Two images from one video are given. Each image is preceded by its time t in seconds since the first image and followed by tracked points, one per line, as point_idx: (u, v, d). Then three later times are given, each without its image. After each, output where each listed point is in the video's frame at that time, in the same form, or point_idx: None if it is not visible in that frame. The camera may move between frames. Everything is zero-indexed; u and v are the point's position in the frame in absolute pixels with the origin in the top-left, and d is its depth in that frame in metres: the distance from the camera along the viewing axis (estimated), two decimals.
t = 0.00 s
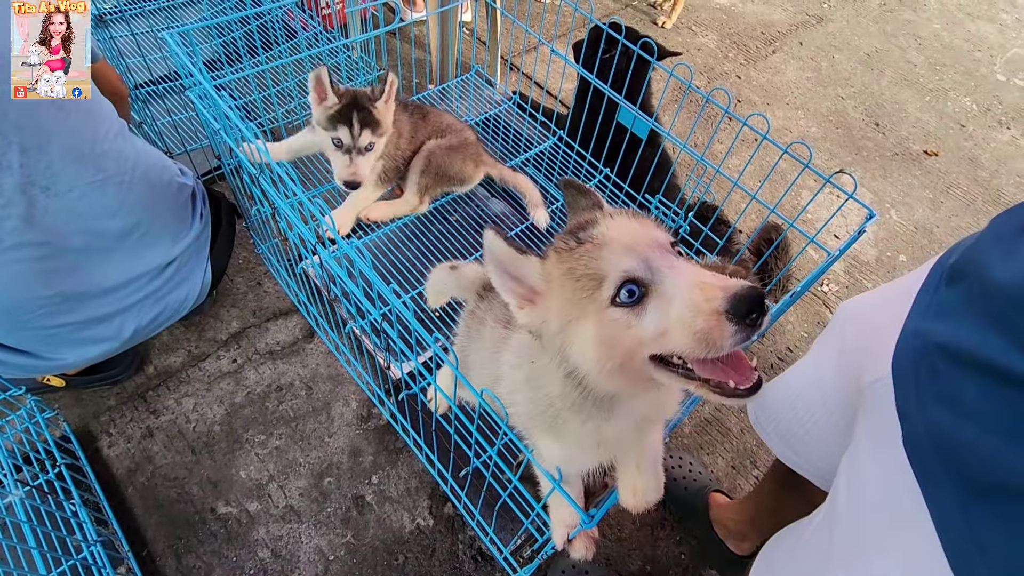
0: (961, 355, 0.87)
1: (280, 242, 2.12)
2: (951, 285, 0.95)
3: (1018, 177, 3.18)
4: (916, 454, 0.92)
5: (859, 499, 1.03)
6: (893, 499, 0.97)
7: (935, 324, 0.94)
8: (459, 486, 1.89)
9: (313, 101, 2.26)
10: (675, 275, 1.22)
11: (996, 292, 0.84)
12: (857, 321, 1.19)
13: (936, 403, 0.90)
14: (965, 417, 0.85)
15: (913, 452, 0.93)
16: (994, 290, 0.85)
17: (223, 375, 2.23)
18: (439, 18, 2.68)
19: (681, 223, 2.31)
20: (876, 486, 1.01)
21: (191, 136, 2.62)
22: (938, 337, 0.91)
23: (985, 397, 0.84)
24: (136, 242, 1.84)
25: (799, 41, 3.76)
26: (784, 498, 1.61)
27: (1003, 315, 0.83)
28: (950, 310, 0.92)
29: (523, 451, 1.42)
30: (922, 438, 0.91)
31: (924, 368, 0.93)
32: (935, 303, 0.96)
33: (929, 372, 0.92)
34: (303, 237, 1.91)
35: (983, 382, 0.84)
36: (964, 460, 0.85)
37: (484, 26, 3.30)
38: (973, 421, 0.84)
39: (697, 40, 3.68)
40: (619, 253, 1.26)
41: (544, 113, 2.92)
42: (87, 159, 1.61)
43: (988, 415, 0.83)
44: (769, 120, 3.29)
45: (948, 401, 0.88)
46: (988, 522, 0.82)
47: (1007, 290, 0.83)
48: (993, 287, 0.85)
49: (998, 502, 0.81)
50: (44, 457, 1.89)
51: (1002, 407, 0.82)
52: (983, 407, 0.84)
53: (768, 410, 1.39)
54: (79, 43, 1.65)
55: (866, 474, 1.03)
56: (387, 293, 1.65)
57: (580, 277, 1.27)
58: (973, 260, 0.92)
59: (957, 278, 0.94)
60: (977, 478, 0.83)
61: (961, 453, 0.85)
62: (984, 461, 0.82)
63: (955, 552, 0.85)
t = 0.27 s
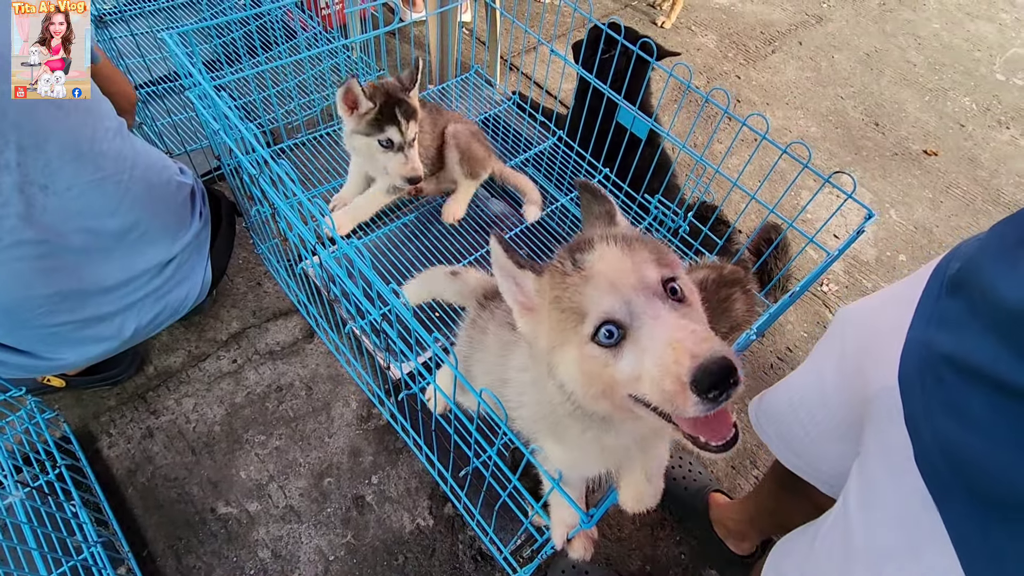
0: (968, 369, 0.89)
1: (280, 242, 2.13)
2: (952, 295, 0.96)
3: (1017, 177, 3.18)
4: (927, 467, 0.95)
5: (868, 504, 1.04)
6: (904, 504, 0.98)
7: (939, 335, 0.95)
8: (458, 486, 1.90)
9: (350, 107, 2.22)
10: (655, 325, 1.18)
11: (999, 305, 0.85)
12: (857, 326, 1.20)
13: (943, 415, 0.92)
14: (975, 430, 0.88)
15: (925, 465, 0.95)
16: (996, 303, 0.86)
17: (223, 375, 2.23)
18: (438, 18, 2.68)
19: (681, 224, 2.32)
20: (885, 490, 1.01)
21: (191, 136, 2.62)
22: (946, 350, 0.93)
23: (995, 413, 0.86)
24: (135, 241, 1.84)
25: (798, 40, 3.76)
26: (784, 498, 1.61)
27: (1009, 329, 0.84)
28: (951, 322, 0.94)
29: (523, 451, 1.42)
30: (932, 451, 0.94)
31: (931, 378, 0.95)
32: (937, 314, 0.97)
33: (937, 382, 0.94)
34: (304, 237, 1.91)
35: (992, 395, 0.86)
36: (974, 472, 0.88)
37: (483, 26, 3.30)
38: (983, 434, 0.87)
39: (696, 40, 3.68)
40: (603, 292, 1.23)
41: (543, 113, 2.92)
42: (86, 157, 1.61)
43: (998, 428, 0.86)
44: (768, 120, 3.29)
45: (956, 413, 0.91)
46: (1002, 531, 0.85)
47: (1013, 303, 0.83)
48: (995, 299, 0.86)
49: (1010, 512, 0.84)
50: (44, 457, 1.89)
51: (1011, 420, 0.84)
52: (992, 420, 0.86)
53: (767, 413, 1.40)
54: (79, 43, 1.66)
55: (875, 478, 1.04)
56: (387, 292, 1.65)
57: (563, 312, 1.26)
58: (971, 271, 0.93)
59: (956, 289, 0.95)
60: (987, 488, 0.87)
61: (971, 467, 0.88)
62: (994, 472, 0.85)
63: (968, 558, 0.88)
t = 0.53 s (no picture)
0: (968, 372, 0.89)
1: (278, 242, 2.12)
2: (953, 296, 0.97)
3: (1016, 175, 3.18)
4: (926, 470, 0.94)
5: (870, 508, 1.03)
6: (902, 506, 0.97)
7: (937, 337, 0.96)
8: (458, 486, 1.89)
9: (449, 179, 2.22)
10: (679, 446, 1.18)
11: (1000, 308, 0.86)
12: (857, 327, 1.20)
13: (944, 419, 0.92)
14: (977, 434, 0.87)
15: (924, 468, 0.94)
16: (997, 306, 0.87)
17: (221, 375, 2.22)
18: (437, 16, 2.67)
19: (680, 223, 2.32)
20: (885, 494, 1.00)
21: (189, 136, 2.62)
22: (945, 354, 0.93)
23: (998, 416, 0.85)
24: (133, 241, 1.83)
25: (798, 39, 3.76)
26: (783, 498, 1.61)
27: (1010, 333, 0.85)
28: (949, 324, 0.95)
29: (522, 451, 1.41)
30: (931, 452, 0.93)
31: (932, 383, 0.95)
32: (935, 317, 0.98)
33: (937, 387, 0.93)
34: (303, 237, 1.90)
35: (997, 398, 0.86)
36: (975, 476, 0.86)
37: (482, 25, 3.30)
38: (985, 438, 0.86)
39: (696, 38, 3.68)
40: (634, 393, 1.17)
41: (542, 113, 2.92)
42: (85, 157, 1.61)
43: (1000, 433, 0.85)
44: (767, 119, 3.29)
45: (956, 416, 0.90)
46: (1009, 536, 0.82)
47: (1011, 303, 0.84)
48: (995, 302, 0.86)
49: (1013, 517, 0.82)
50: (42, 457, 1.89)
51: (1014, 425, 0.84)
52: (994, 425, 0.86)
53: (767, 413, 1.40)
54: (79, 43, 1.66)
55: (875, 482, 1.03)
56: (386, 292, 1.64)
57: (587, 394, 1.20)
58: (968, 273, 0.94)
59: (955, 291, 0.96)
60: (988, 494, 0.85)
61: (971, 471, 0.86)
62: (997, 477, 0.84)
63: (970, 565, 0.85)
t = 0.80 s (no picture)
0: (962, 367, 0.90)
1: (279, 241, 2.12)
2: (950, 291, 0.98)
3: (1016, 173, 3.19)
4: (925, 467, 0.94)
5: (867, 505, 1.04)
6: (899, 502, 0.98)
7: (934, 333, 0.97)
8: (459, 485, 1.90)
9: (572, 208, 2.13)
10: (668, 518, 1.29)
11: (1000, 302, 0.88)
12: (855, 325, 1.20)
13: (941, 416, 0.92)
14: (973, 430, 0.87)
15: (923, 466, 0.94)
16: (996, 304, 0.88)
17: (222, 374, 2.22)
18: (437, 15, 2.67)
19: (681, 222, 2.32)
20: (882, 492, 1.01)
21: (189, 135, 2.61)
22: (940, 350, 0.94)
23: (996, 412, 0.85)
24: (135, 242, 1.83)
25: (798, 37, 3.76)
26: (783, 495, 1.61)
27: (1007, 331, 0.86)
28: (946, 319, 0.96)
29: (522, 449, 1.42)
30: (930, 449, 0.93)
31: (929, 381, 0.96)
32: (933, 313, 1.00)
33: (935, 385, 0.94)
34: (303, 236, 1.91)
35: (993, 393, 0.86)
36: (975, 476, 0.86)
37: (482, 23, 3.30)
38: (982, 436, 0.86)
39: (696, 37, 3.68)
40: (638, 475, 1.24)
41: (542, 111, 2.92)
42: (87, 158, 1.61)
43: (997, 430, 0.85)
44: (768, 118, 3.29)
45: (954, 414, 0.91)
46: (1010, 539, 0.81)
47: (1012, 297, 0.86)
48: (997, 299, 0.88)
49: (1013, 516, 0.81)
50: (42, 457, 1.89)
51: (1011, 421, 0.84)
52: (991, 421, 0.86)
53: (767, 410, 1.40)
54: (79, 43, 1.67)
55: (872, 479, 1.03)
56: (387, 291, 1.65)
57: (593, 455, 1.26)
58: (965, 268, 0.96)
59: (953, 285, 0.98)
60: (988, 493, 0.84)
61: (968, 469, 0.86)
62: (995, 473, 0.83)
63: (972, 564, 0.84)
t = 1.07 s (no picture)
0: (956, 362, 0.94)
1: (277, 240, 2.12)
2: (947, 287, 1.01)
3: (1015, 171, 3.19)
4: (919, 461, 0.97)
5: (864, 502, 1.06)
6: (893, 499, 1.00)
7: (931, 329, 1.00)
8: (458, 483, 1.89)
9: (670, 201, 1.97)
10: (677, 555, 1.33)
11: (995, 298, 0.91)
12: (855, 323, 1.23)
13: (939, 411, 0.95)
14: (968, 424, 0.91)
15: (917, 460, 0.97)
16: (990, 299, 0.92)
17: (221, 373, 2.22)
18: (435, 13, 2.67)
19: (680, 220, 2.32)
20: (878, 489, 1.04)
21: (186, 134, 2.61)
22: (935, 347, 0.98)
23: (991, 406, 0.89)
24: (133, 238, 1.83)
25: (796, 35, 3.76)
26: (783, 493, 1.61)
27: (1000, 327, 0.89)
28: (943, 315, 0.99)
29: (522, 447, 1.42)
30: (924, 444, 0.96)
31: (924, 375, 0.99)
32: (930, 309, 1.03)
33: (930, 379, 0.98)
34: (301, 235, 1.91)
35: (986, 387, 0.89)
36: (968, 468, 0.89)
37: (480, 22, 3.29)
38: (977, 430, 0.89)
39: (694, 35, 3.67)
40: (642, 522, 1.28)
41: (541, 110, 2.91)
42: (85, 154, 1.61)
43: (989, 423, 0.89)
44: (766, 116, 3.29)
45: (950, 408, 0.94)
46: (1001, 530, 0.84)
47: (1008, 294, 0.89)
48: (993, 297, 0.91)
49: (1005, 508, 0.84)
50: (41, 456, 1.88)
51: (1003, 415, 0.87)
52: (984, 415, 0.89)
53: (768, 406, 1.42)
54: (79, 43, 1.64)
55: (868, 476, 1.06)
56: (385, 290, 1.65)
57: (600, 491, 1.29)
58: (962, 265, 0.99)
59: (950, 281, 1.01)
60: (979, 484, 0.88)
61: (962, 462, 0.90)
62: (985, 465, 0.87)
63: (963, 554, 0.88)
